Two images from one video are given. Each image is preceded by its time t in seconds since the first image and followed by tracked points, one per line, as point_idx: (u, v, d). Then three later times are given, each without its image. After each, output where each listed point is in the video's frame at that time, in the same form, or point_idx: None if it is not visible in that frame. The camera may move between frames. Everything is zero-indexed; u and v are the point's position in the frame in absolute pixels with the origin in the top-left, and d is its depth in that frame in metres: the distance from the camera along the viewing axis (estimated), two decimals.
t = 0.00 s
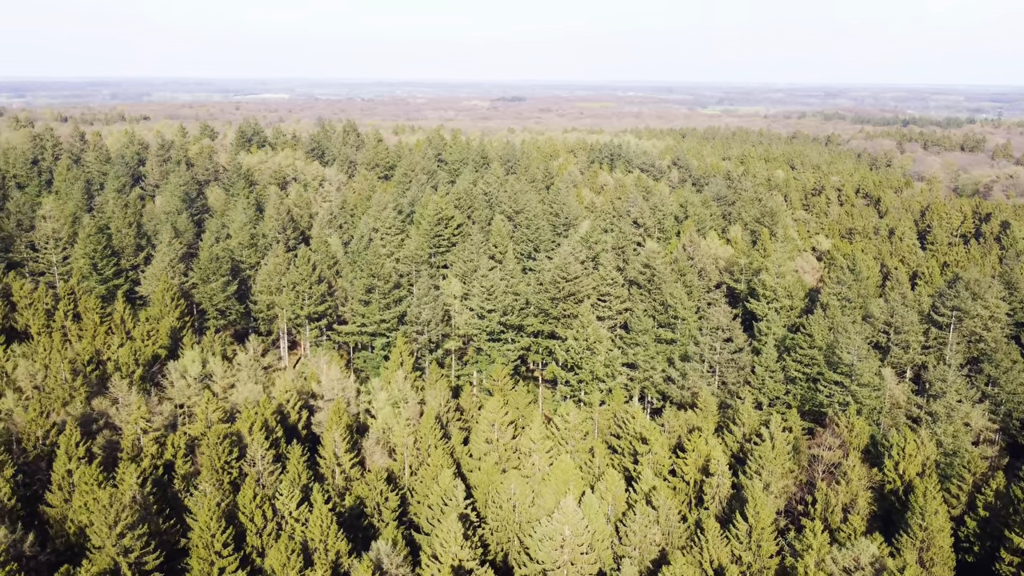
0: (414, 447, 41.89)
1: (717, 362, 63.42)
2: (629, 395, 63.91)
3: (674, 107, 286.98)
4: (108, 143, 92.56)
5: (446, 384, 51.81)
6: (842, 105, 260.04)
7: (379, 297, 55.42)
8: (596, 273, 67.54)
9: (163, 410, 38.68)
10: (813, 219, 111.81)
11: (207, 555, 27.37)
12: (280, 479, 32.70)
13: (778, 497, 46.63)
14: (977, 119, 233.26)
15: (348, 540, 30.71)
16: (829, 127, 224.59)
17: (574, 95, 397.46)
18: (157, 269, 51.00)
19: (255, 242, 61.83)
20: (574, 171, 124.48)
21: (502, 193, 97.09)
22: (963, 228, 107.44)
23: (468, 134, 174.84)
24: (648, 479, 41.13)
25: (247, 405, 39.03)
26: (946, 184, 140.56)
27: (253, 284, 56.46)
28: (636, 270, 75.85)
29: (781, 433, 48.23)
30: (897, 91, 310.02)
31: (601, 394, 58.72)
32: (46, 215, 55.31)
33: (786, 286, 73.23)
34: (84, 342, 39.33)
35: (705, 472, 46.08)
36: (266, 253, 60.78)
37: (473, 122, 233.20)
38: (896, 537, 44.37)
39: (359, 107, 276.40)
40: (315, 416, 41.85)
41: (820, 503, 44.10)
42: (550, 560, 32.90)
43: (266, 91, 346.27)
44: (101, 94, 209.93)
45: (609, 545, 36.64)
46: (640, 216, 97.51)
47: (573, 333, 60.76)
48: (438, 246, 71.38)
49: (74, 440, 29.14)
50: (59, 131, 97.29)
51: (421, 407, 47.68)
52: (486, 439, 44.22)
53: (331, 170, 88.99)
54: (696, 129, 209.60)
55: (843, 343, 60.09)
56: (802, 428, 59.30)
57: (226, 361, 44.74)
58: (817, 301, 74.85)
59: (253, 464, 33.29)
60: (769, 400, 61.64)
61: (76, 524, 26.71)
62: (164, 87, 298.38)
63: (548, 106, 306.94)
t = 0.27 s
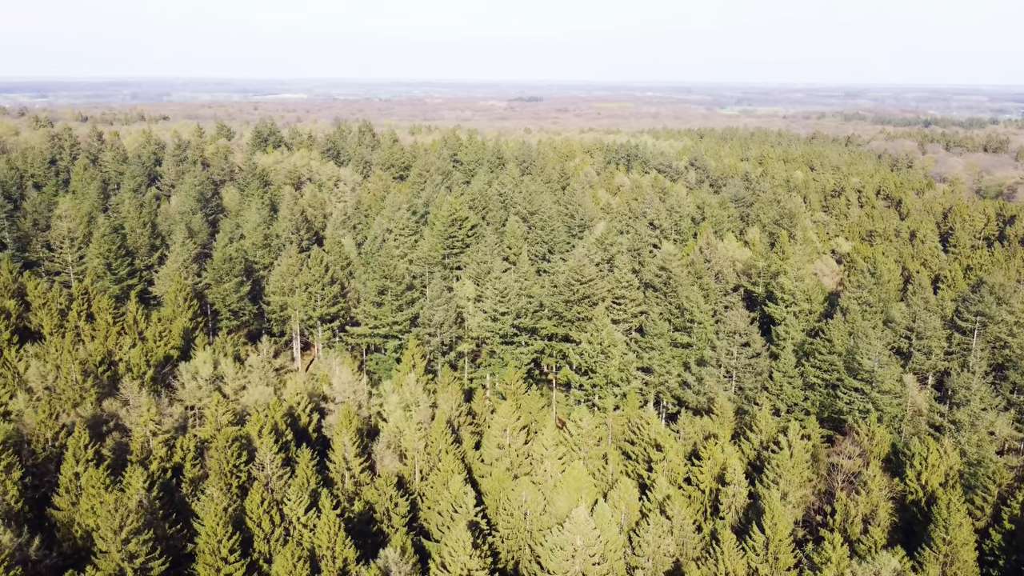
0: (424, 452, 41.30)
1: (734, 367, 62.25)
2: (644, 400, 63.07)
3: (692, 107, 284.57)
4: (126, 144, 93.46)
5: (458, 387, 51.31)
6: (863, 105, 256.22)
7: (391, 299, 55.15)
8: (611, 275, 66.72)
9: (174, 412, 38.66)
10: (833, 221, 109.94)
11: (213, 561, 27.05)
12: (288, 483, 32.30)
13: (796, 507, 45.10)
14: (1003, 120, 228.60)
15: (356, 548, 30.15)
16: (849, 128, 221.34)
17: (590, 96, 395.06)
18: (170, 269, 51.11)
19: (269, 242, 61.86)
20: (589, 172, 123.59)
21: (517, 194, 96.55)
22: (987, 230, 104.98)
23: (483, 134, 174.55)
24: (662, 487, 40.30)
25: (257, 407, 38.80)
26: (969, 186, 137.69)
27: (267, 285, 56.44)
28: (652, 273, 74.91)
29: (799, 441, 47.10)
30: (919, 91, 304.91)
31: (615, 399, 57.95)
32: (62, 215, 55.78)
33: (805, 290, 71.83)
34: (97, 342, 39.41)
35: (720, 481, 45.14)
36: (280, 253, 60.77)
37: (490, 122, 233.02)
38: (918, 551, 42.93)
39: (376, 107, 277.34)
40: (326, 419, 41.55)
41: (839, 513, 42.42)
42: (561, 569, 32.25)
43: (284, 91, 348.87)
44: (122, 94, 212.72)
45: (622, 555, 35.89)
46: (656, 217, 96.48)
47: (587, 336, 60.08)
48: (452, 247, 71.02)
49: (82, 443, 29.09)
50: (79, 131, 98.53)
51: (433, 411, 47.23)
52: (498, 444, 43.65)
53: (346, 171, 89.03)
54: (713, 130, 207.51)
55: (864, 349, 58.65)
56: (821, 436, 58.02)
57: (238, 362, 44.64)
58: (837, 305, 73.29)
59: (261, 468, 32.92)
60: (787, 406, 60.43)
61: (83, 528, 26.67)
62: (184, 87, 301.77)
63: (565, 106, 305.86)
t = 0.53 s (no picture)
0: (435, 456, 40.82)
1: (752, 372, 61.12)
2: (659, 405, 62.14)
3: (710, 108, 281.92)
4: (144, 144, 94.20)
5: (470, 390, 50.75)
6: (884, 106, 252.40)
7: (404, 301, 54.80)
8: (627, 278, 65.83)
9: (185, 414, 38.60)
10: (852, 223, 108.02)
11: (219, 567, 26.70)
12: (297, 488, 31.95)
13: (814, 519, 44.05)
14: None
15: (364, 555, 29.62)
16: (870, 129, 217.96)
17: (606, 96, 393.30)
18: (184, 270, 51.17)
19: (282, 243, 61.83)
20: (606, 173, 122.57)
21: (532, 195, 95.90)
22: (1012, 233, 102.42)
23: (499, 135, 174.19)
24: (677, 496, 39.45)
25: (267, 410, 38.52)
26: (993, 188, 134.72)
27: (280, 286, 56.38)
28: (668, 276, 73.87)
29: (818, 450, 45.96)
30: (942, 91, 299.61)
31: (629, 404, 57.11)
32: (78, 215, 56.14)
33: (824, 294, 70.36)
34: (108, 343, 39.47)
35: (736, 490, 44.15)
36: (293, 254, 60.70)
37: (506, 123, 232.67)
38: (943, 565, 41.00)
39: (393, 107, 278.06)
40: (337, 422, 41.22)
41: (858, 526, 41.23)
42: None
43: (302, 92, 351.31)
44: (142, 95, 215.09)
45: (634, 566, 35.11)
46: (673, 219, 95.36)
47: (601, 341, 59.35)
48: (466, 249, 70.62)
49: (90, 445, 29.05)
50: (98, 131, 99.52)
51: (444, 415, 46.70)
52: (510, 450, 43.01)
53: (361, 171, 88.98)
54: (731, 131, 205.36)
55: (885, 356, 57.07)
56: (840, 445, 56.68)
57: (250, 365, 44.51)
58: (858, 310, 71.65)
59: (270, 472, 32.57)
60: (805, 414, 59.16)
61: (89, 532, 26.61)
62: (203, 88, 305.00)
63: (582, 107, 304.53)
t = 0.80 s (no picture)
0: (446, 462, 40.28)
1: (769, 379, 59.94)
2: (674, 411, 61.18)
3: (729, 109, 279.20)
4: (161, 144, 94.91)
5: (482, 394, 50.19)
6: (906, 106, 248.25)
7: (416, 303, 54.42)
8: (642, 281, 64.91)
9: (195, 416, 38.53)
10: (872, 226, 106.00)
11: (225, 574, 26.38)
12: (305, 494, 31.56)
13: (833, 531, 42.85)
14: None
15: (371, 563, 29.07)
16: (891, 130, 214.41)
17: (623, 97, 391.31)
18: (197, 271, 51.24)
19: (296, 244, 61.78)
20: (622, 173, 121.52)
21: (547, 196, 95.19)
22: None
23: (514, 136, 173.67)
24: (691, 507, 38.58)
25: (276, 414, 38.30)
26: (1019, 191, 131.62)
27: (293, 288, 56.33)
28: (684, 279, 72.81)
29: (837, 460, 44.77)
30: (966, 92, 294.17)
31: (644, 410, 56.25)
32: (94, 215, 56.51)
33: (844, 298, 68.70)
34: (120, 345, 39.66)
35: (753, 500, 43.09)
36: (306, 255, 60.66)
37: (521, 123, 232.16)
38: None
39: (410, 108, 278.86)
40: (347, 426, 40.89)
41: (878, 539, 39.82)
42: None
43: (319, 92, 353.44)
44: (163, 95, 217.63)
45: None
46: (689, 221, 94.21)
47: (616, 345, 58.57)
48: (480, 251, 70.15)
49: (98, 449, 29.07)
50: (117, 131, 100.52)
51: (456, 419, 46.18)
52: (522, 456, 42.33)
53: (376, 172, 88.89)
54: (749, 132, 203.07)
55: (907, 363, 55.42)
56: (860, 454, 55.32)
57: (261, 367, 44.39)
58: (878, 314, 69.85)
59: (279, 477, 32.24)
60: (824, 422, 57.83)
61: (96, 537, 26.61)
62: (222, 88, 307.91)
63: (599, 107, 303.26)
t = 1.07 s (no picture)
0: (456, 467, 39.69)
1: (787, 385, 58.72)
2: (689, 417, 60.25)
3: (747, 109, 276.36)
4: (178, 144, 95.56)
5: (494, 398, 49.64)
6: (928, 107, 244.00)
7: (428, 306, 54.00)
8: (658, 284, 64.01)
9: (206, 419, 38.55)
10: (894, 228, 103.95)
11: None
12: (313, 500, 31.20)
13: (853, 543, 41.65)
14: None
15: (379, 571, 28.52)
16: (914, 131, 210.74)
17: (640, 97, 389.30)
18: (210, 271, 51.27)
19: (309, 245, 61.70)
20: (639, 175, 120.39)
21: (562, 197, 94.47)
22: None
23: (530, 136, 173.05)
24: (706, 517, 37.70)
25: (287, 417, 38.04)
26: None
27: (306, 289, 56.24)
28: (700, 282, 71.85)
29: (857, 470, 43.60)
30: (990, 92, 288.65)
31: (659, 416, 55.39)
32: (109, 216, 56.82)
33: (864, 302, 66.56)
34: (131, 346, 39.91)
35: (770, 510, 42.05)
36: (319, 256, 60.57)
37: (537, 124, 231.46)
38: None
39: (426, 109, 279.31)
40: (358, 430, 40.55)
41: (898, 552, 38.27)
42: None
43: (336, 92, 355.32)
44: (184, 96, 219.85)
45: None
46: (706, 224, 93.01)
47: (630, 349, 57.80)
48: (494, 253, 69.68)
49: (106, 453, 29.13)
50: (136, 132, 101.37)
51: (467, 423, 45.68)
52: (534, 463, 41.65)
53: (390, 173, 88.72)
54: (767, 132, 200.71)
55: (930, 371, 53.80)
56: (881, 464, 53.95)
57: (272, 369, 44.26)
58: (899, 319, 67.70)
59: (287, 483, 31.91)
60: (844, 430, 56.47)
61: (102, 541, 26.55)
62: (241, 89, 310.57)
63: (616, 108, 301.82)
